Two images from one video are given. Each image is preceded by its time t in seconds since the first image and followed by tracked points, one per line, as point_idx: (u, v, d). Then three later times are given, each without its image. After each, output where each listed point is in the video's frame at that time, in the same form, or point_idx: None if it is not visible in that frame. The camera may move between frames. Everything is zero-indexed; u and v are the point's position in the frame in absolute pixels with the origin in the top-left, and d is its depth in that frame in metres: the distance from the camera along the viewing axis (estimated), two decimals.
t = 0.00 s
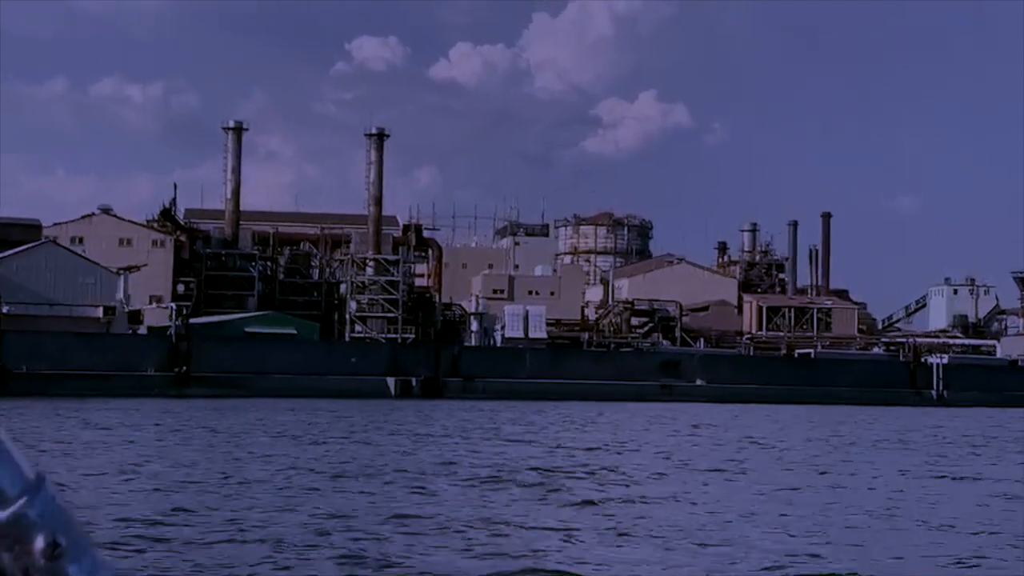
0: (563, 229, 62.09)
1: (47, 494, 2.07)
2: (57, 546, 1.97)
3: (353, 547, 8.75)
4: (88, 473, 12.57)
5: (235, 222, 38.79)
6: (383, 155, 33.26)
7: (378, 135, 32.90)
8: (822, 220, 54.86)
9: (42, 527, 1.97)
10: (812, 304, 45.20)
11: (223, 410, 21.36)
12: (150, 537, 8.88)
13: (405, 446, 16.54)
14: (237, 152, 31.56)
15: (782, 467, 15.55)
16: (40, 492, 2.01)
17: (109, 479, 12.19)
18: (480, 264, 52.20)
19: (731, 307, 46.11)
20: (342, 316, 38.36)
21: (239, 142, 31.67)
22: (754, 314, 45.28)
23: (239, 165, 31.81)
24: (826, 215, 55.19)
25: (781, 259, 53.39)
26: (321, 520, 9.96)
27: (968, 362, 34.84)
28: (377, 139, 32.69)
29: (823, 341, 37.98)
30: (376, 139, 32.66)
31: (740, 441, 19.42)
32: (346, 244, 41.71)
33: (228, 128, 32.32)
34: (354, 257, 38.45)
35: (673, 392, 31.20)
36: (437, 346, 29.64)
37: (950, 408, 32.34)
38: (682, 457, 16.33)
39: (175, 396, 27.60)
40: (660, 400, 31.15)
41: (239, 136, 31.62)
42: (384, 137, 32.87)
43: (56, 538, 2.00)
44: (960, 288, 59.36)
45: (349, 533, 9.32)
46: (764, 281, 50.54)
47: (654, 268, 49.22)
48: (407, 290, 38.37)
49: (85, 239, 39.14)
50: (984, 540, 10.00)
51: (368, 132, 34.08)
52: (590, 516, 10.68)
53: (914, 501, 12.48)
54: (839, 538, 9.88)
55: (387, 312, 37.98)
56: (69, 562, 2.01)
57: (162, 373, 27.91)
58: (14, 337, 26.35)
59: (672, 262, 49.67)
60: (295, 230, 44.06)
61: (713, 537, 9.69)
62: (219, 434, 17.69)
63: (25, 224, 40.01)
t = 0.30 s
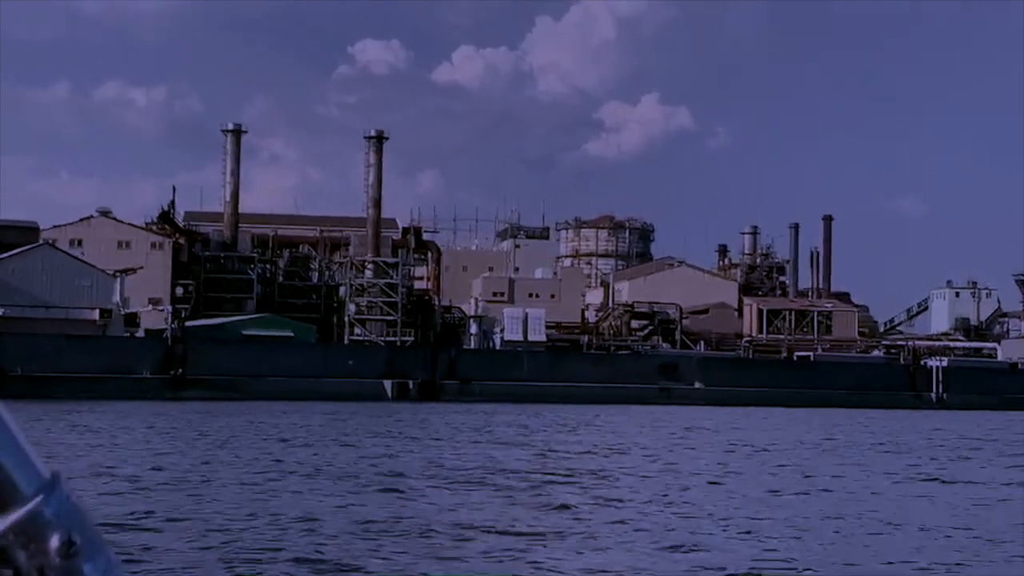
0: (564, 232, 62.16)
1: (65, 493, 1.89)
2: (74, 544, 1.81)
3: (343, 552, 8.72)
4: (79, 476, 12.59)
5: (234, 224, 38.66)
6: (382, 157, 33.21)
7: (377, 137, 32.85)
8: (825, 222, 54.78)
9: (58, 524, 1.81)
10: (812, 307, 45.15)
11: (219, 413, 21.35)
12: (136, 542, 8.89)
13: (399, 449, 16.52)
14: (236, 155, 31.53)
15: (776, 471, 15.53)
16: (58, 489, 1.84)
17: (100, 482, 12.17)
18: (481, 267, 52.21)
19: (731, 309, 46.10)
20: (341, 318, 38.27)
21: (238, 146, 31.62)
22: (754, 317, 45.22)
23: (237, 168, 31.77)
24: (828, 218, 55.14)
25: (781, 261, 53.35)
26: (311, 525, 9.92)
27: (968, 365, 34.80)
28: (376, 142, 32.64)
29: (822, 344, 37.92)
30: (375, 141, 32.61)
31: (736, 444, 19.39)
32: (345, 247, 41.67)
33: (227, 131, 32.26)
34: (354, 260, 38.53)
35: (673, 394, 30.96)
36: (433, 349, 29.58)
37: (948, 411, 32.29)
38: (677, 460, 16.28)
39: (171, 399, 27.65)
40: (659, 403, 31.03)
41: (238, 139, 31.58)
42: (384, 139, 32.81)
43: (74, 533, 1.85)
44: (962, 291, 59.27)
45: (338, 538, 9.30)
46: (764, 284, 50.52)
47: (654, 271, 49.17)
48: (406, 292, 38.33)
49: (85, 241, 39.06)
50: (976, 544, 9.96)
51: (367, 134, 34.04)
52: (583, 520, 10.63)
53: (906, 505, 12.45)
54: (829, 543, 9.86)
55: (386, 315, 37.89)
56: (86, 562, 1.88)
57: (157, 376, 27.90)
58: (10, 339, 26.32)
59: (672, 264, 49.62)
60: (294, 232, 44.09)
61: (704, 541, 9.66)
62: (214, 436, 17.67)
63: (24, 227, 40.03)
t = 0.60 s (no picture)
0: (564, 234, 62.11)
1: (77, 501, 1.94)
2: (86, 554, 1.87)
3: (329, 556, 8.74)
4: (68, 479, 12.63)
5: (231, 227, 38.73)
6: (380, 160, 33.16)
7: (374, 139, 32.79)
8: (826, 224, 54.86)
9: (72, 535, 1.86)
10: (811, 309, 45.09)
11: (214, 416, 21.35)
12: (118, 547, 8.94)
13: (393, 452, 16.52)
14: (233, 157, 31.49)
15: (768, 473, 15.53)
16: (70, 502, 1.88)
17: (91, 487, 12.17)
18: (480, 270, 52.17)
19: (730, 312, 46.08)
20: (338, 321, 38.14)
21: (235, 148, 31.59)
22: (753, 319, 45.15)
23: (234, 171, 31.77)
24: (828, 220, 55.04)
25: (781, 264, 53.30)
26: (299, 529, 9.93)
27: (965, 368, 34.68)
28: (373, 143, 32.59)
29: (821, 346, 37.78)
30: (371, 144, 32.56)
31: (731, 446, 19.39)
32: (343, 250, 41.64)
33: (224, 134, 32.23)
34: (351, 262, 38.43)
35: (671, 398, 30.98)
36: (428, 352, 29.59)
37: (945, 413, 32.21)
38: (670, 463, 16.25)
39: (164, 403, 27.51)
40: (656, 406, 30.91)
41: (235, 141, 31.54)
42: (381, 141, 32.76)
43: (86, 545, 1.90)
44: (962, 293, 59.13)
45: (326, 542, 9.31)
46: (763, 287, 50.46)
47: (653, 273, 49.13)
48: (404, 295, 38.43)
49: (81, 244, 39.03)
50: (965, 548, 9.93)
51: (364, 136, 33.99)
52: (572, 523, 10.63)
53: (897, 507, 12.42)
54: (818, 546, 9.84)
55: (383, 318, 37.86)
56: None
57: (151, 378, 27.93)
58: (5, 341, 26.25)
59: (671, 266, 49.61)
60: (292, 235, 44.06)
61: (692, 545, 9.66)
62: (207, 439, 17.63)
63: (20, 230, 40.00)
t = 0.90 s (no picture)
0: (563, 236, 62.10)
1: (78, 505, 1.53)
2: (91, 556, 1.48)
3: (325, 557, 8.65)
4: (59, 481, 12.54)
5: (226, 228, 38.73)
6: (376, 161, 33.14)
7: (370, 141, 32.76)
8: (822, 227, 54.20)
9: (74, 539, 1.47)
10: (808, 311, 45.04)
11: (211, 417, 21.27)
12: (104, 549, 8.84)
13: (389, 453, 16.44)
14: (229, 159, 31.43)
15: (764, 474, 15.44)
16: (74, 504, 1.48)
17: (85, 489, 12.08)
18: (477, 271, 52.15)
19: (726, 313, 46.06)
20: (333, 322, 38.13)
21: (231, 149, 31.53)
22: (749, 321, 45.11)
23: (230, 172, 31.69)
24: (826, 222, 54.96)
25: (778, 266, 53.28)
26: (295, 529, 9.84)
27: (961, 369, 34.68)
28: (369, 145, 32.56)
29: (818, 348, 37.73)
30: (367, 145, 32.52)
31: (727, 448, 19.29)
32: (338, 252, 41.62)
33: (221, 135, 32.13)
34: (346, 264, 38.42)
35: (664, 399, 31.00)
36: (421, 354, 29.51)
37: (942, 415, 32.23)
38: (668, 463, 16.20)
39: (156, 404, 27.44)
40: (650, 407, 30.98)
41: (231, 143, 31.48)
42: (376, 143, 32.72)
43: (89, 548, 1.50)
44: (961, 295, 59.04)
45: (323, 542, 9.22)
46: (760, 288, 50.44)
47: (650, 274, 49.12)
48: (399, 297, 38.53)
49: (75, 245, 39.09)
50: (964, 547, 9.89)
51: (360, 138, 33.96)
52: (569, 522, 10.55)
53: (895, 508, 12.38)
54: (816, 545, 9.79)
55: (379, 319, 37.84)
56: None
57: (142, 380, 27.72)
58: None
59: (668, 268, 49.59)
60: (287, 237, 44.04)
61: (690, 544, 9.61)
62: (202, 440, 17.54)
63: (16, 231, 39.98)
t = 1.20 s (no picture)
0: (557, 237, 62.09)
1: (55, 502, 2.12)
2: (67, 556, 2.06)
3: (301, 556, 8.67)
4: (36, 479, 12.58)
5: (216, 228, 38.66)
6: (367, 161, 33.08)
7: (361, 141, 32.71)
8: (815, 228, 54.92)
9: (51, 536, 2.06)
10: (800, 311, 45.05)
11: (197, 417, 21.29)
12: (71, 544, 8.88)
13: (373, 454, 16.48)
14: (219, 159, 31.40)
15: (743, 474, 15.48)
16: (51, 501, 2.06)
17: (64, 487, 12.08)
18: (470, 272, 52.11)
19: (718, 313, 46.04)
20: (324, 323, 38.07)
21: (221, 149, 31.49)
22: (741, 322, 45.11)
23: (220, 172, 31.64)
24: (819, 223, 54.98)
25: (770, 266, 53.30)
26: (273, 528, 9.87)
27: (951, 369, 34.70)
28: (360, 146, 32.51)
29: (809, 349, 37.74)
30: (357, 145, 32.48)
31: (711, 447, 19.33)
32: (329, 252, 41.54)
33: (211, 135, 32.09)
34: (337, 264, 38.37)
35: (653, 400, 30.96)
36: (410, 355, 29.46)
37: (932, 416, 32.26)
38: (653, 463, 16.24)
39: (141, 404, 27.35)
40: (640, 407, 30.94)
41: (221, 142, 31.44)
42: (367, 143, 32.66)
43: (67, 544, 2.09)
44: (954, 296, 59.08)
45: (299, 542, 9.25)
46: (753, 289, 50.40)
47: (642, 275, 49.10)
48: (390, 298, 38.40)
49: (64, 246, 39.12)
50: (942, 547, 9.92)
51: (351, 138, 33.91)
52: (549, 522, 10.60)
53: (876, 508, 12.42)
54: (793, 544, 9.84)
55: (369, 319, 37.71)
56: None
57: (128, 380, 27.62)
58: None
59: (660, 269, 49.57)
60: (279, 237, 43.97)
61: (669, 544, 9.65)
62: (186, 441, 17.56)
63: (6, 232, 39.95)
